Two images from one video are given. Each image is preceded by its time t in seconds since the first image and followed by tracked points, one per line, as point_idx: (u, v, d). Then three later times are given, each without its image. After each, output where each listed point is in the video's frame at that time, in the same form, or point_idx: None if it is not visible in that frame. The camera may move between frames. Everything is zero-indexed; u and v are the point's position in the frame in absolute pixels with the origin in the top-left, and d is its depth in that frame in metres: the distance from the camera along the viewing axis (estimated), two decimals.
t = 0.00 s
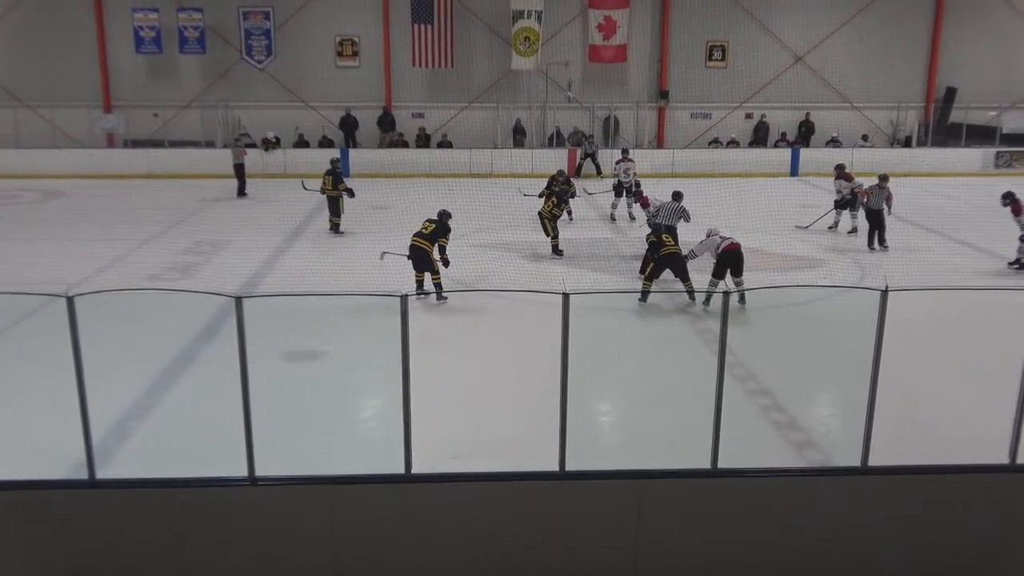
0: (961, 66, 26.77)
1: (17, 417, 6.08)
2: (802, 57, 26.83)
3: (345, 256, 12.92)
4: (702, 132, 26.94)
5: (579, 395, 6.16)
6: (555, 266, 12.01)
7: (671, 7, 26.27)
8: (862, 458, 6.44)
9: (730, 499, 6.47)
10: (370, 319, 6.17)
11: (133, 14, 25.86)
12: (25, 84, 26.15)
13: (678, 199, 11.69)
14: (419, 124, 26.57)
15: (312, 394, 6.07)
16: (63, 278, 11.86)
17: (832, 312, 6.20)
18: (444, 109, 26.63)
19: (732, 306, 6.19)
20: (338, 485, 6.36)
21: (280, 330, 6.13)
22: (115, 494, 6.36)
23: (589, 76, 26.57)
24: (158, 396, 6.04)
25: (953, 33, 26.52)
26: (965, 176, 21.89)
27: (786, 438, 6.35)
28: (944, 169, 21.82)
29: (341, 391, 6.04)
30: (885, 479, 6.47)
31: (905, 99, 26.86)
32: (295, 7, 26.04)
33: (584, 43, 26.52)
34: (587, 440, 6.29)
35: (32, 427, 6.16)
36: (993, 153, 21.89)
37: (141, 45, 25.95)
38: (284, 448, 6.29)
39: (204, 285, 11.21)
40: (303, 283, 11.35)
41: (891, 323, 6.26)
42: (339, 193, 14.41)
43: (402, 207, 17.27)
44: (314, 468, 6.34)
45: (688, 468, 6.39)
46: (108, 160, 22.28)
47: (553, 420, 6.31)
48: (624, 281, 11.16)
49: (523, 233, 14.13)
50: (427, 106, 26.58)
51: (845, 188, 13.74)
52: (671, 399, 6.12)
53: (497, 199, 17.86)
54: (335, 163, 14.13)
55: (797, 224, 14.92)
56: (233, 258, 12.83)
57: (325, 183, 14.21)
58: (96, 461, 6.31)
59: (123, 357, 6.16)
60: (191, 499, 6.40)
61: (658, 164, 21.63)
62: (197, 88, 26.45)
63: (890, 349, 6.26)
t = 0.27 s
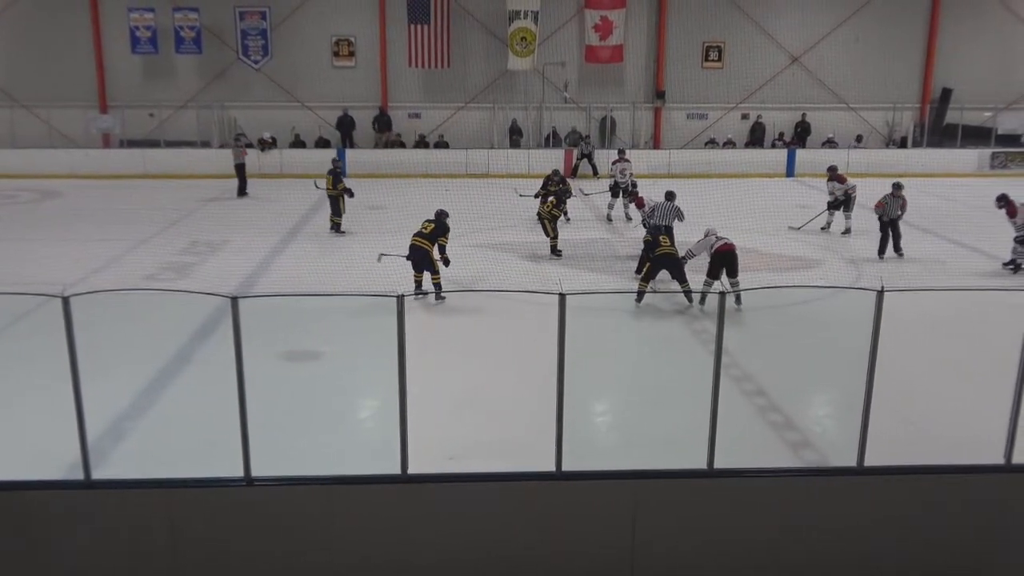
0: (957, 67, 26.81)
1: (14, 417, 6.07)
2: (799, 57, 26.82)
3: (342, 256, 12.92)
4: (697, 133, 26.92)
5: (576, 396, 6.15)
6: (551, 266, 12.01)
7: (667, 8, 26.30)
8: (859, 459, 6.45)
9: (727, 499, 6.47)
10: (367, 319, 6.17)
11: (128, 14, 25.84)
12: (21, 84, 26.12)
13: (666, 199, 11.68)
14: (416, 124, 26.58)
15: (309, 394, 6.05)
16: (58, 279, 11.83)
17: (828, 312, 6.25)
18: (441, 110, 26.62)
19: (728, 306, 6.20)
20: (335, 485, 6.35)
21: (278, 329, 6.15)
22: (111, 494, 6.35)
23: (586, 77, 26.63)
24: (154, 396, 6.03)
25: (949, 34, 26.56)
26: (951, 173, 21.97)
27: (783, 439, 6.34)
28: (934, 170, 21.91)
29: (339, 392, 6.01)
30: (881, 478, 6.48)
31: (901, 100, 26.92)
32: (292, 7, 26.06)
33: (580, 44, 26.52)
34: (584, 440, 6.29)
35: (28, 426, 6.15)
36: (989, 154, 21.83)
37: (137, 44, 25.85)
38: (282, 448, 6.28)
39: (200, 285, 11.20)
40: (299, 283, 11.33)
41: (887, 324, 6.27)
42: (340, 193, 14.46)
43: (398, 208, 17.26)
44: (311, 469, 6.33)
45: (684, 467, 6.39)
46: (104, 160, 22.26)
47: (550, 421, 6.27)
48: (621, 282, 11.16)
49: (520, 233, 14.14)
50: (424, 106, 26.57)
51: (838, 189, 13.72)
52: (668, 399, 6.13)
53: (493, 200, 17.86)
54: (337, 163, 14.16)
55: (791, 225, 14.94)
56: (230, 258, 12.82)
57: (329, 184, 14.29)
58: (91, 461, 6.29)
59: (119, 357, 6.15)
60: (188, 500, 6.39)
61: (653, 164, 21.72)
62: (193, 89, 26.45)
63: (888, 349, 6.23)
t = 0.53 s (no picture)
0: (957, 62, 26.72)
1: None
2: (798, 53, 26.73)
3: (333, 256, 12.76)
4: (695, 130, 26.76)
5: (572, 398, 6.04)
6: (545, 266, 11.90)
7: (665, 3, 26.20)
8: (860, 461, 6.33)
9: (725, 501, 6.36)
10: (358, 320, 6.03)
11: (116, 10, 25.69)
12: (11, 81, 26.00)
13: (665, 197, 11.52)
14: (409, 122, 26.40)
15: (299, 396, 5.93)
16: (44, 279, 11.69)
17: (830, 312, 6.11)
18: (436, 107, 26.49)
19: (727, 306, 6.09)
20: (327, 489, 6.24)
21: (266, 329, 6.01)
22: (97, 502, 6.23)
23: (581, 74, 26.61)
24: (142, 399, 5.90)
25: (949, 31, 26.50)
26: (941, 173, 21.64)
27: (783, 441, 6.23)
28: (938, 167, 21.79)
29: (330, 393, 5.89)
30: (884, 480, 6.38)
31: (903, 97, 26.82)
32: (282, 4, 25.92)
33: (576, 40, 26.44)
34: (581, 443, 6.17)
35: (14, 429, 6.06)
36: (991, 151, 21.64)
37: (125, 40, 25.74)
38: (271, 451, 6.17)
39: (189, 285, 11.04)
40: (289, 284, 11.21)
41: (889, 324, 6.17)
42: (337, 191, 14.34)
43: (391, 207, 17.14)
44: (302, 472, 6.21)
45: (682, 470, 6.28)
46: (91, 160, 22.14)
47: (546, 423, 6.16)
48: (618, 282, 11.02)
49: (515, 233, 13.99)
50: (418, 104, 26.43)
51: (835, 187, 13.61)
52: (666, 400, 6.04)
53: (488, 198, 17.74)
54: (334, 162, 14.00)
55: (789, 224, 14.83)
56: (218, 259, 12.64)
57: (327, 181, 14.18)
58: (77, 464, 6.16)
59: (106, 363, 6.02)
60: (177, 504, 6.28)
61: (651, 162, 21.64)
62: (181, 86, 26.28)
63: (889, 350, 6.13)
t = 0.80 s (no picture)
0: (963, 57, 26.71)
1: None
2: (800, 45, 26.56)
3: (320, 255, 12.53)
4: (695, 125, 26.61)
5: (568, 400, 5.87)
6: (538, 265, 11.70)
7: None
8: (865, 465, 6.15)
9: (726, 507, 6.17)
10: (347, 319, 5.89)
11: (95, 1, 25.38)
12: None
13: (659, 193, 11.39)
14: (400, 116, 26.05)
15: (287, 397, 5.78)
16: (23, 279, 11.47)
17: (834, 312, 5.94)
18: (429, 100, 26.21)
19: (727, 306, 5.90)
20: (315, 495, 6.03)
21: (254, 328, 5.93)
22: (76, 509, 6.01)
23: (577, 67, 26.42)
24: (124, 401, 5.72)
25: (954, 29, 26.48)
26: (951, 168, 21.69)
27: (785, 445, 6.06)
28: (944, 162, 21.67)
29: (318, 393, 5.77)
30: (889, 486, 6.19)
31: (909, 90, 26.59)
32: None
33: (572, 32, 26.21)
34: (576, 447, 5.99)
35: None
36: (1000, 146, 21.52)
37: (105, 31, 25.20)
38: (257, 455, 5.95)
39: (171, 285, 10.80)
40: (274, 283, 11.00)
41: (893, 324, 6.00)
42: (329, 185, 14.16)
43: (382, 203, 16.94)
44: (289, 478, 6.00)
45: (681, 476, 6.08)
46: (73, 155, 21.95)
47: (540, 426, 5.99)
48: (615, 282, 10.83)
49: (508, 231, 13.79)
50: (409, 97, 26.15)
51: (836, 184, 13.48)
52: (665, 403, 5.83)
53: (482, 195, 17.54)
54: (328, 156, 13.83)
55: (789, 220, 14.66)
56: (201, 258, 12.40)
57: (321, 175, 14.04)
58: (57, 472, 5.96)
59: (86, 364, 5.87)
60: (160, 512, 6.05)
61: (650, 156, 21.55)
62: (164, 79, 26.03)
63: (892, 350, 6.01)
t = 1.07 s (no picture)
0: (965, 53, 26.69)
1: None
2: (798, 37, 26.48)
3: (304, 254, 12.32)
4: (691, 118, 26.35)
5: (560, 402, 5.70)
6: (527, 263, 11.53)
7: None
8: (865, 467, 6.00)
9: (721, 512, 6.00)
10: (334, 320, 5.73)
11: None
12: None
13: (645, 188, 11.25)
14: (386, 110, 25.89)
15: (271, 402, 5.55)
16: None
17: (833, 311, 5.77)
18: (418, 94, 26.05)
19: (725, 305, 5.73)
20: (299, 501, 5.85)
21: (238, 330, 5.71)
22: (52, 515, 5.83)
23: (570, 61, 26.21)
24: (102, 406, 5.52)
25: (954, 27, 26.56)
26: (947, 164, 21.45)
27: (783, 447, 5.88)
28: (946, 157, 21.48)
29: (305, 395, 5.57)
30: (890, 489, 6.04)
31: (910, 82, 26.61)
32: None
33: (564, 24, 26.02)
34: (569, 451, 5.82)
35: None
36: (1003, 141, 21.48)
37: (81, 23, 25.20)
38: (240, 460, 5.79)
39: (149, 287, 10.58)
40: (254, 284, 10.80)
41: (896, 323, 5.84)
42: (319, 181, 13.96)
43: (368, 200, 16.74)
44: (272, 484, 5.83)
45: (675, 480, 5.92)
46: (51, 154, 21.62)
47: (533, 430, 5.80)
48: (608, 280, 10.65)
49: (498, 229, 13.60)
50: (396, 91, 25.95)
51: (835, 179, 13.34)
52: (660, 405, 5.68)
53: (473, 192, 17.35)
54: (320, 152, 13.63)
55: (786, 217, 14.52)
56: (182, 258, 12.18)
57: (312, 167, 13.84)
58: (32, 477, 5.76)
59: (67, 368, 5.66)
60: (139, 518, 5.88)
61: (644, 153, 21.34)
62: (143, 74, 25.76)
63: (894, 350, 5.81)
